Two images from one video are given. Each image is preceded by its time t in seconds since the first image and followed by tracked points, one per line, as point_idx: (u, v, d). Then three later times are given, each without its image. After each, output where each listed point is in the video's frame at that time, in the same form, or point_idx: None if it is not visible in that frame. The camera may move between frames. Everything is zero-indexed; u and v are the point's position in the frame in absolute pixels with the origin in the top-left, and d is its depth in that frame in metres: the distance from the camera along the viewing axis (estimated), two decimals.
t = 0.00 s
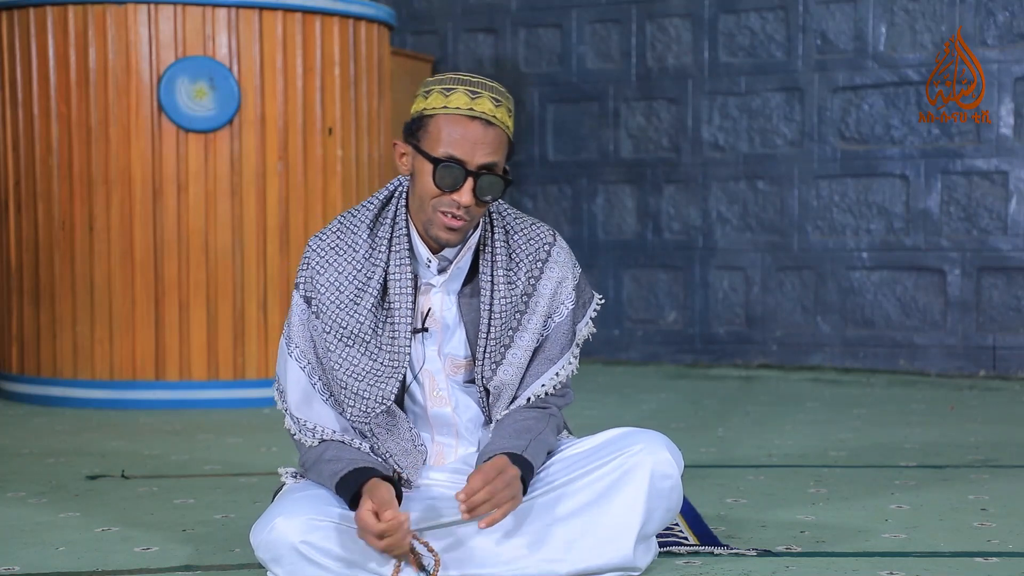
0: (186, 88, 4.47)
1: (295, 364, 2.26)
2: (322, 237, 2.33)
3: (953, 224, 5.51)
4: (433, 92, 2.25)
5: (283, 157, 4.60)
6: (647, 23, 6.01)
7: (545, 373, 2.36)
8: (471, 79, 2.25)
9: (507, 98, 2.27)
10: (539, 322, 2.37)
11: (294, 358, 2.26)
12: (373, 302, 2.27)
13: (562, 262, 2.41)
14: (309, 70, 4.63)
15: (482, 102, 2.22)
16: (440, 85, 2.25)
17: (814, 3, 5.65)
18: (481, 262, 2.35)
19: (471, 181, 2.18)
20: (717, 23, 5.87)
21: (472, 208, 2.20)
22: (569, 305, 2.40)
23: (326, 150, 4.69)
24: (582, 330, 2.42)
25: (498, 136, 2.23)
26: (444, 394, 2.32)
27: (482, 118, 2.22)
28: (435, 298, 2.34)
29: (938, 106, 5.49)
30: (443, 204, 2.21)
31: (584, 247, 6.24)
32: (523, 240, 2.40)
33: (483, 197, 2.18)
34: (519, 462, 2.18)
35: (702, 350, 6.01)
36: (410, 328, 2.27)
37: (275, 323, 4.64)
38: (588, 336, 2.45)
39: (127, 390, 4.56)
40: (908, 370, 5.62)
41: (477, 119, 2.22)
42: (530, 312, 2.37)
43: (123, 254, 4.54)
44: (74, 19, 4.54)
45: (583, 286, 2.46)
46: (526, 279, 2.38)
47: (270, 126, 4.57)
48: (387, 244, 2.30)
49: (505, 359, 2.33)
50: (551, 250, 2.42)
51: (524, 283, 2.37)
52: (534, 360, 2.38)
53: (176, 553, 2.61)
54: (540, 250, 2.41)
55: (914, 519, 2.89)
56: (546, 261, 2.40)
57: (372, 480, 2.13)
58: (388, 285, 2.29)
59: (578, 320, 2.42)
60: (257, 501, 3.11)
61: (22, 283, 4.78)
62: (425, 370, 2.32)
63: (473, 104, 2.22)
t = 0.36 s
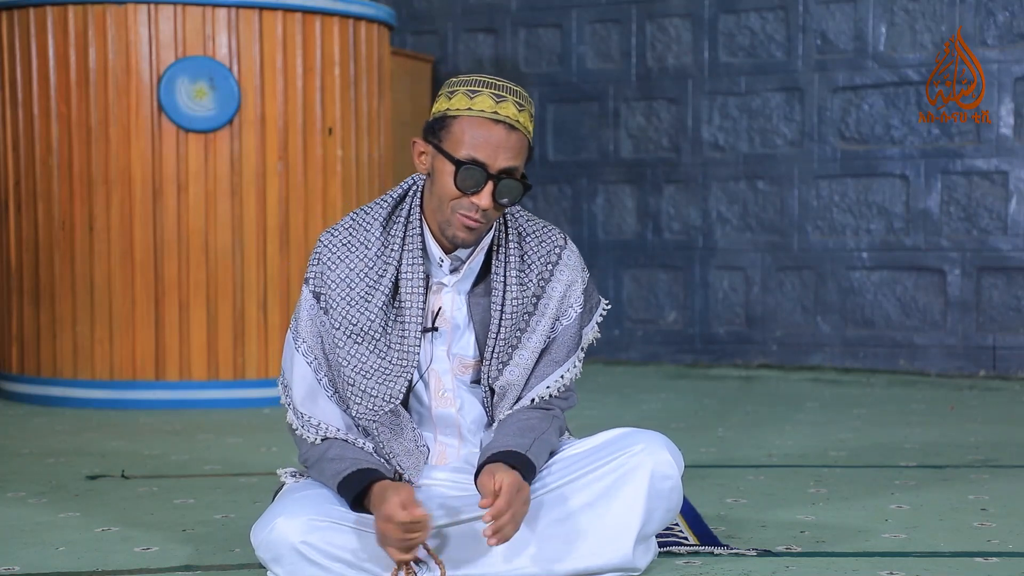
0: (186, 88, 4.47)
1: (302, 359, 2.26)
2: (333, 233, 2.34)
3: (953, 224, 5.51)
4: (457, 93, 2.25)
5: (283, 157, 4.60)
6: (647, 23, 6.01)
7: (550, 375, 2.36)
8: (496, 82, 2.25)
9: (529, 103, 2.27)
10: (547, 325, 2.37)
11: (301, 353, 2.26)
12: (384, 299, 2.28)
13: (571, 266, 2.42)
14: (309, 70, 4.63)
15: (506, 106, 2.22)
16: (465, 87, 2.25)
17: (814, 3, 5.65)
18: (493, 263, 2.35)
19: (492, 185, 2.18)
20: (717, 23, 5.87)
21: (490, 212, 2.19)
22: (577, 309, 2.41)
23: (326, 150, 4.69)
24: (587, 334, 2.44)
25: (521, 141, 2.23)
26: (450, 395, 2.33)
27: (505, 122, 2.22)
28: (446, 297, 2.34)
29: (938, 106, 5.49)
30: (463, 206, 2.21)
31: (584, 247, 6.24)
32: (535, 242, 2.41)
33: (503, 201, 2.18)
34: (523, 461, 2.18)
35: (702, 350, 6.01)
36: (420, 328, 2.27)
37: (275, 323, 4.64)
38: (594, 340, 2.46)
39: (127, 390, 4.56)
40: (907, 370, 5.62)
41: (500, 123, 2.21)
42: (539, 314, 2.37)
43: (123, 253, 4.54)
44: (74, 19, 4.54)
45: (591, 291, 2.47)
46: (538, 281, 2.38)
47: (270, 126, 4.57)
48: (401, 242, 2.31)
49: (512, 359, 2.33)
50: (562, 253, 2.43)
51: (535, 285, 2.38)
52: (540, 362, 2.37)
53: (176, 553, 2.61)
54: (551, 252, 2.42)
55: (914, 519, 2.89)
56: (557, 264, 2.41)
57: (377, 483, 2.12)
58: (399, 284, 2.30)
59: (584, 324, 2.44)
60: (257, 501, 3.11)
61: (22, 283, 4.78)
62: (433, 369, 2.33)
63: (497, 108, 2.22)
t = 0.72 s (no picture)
0: (186, 88, 4.47)
1: (293, 365, 2.27)
2: (317, 239, 2.33)
3: (952, 224, 5.51)
4: (423, 94, 2.25)
5: (283, 157, 4.60)
6: (647, 23, 6.02)
7: (543, 372, 2.36)
8: (461, 79, 2.24)
9: (497, 96, 2.26)
10: (536, 322, 2.36)
11: (292, 359, 2.27)
12: (369, 302, 2.27)
13: (558, 261, 2.40)
14: (309, 70, 4.63)
15: (472, 102, 2.21)
16: (430, 87, 2.25)
17: (814, 3, 5.66)
18: (476, 262, 2.35)
19: (463, 183, 2.18)
20: (717, 23, 5.87)
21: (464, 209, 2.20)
22: (566, 304, 2.39)
23: (326, 150, 4.69)
24: (579, 329, 2.42)
25: (489, 135, 2.22)
26: (443, 395, 2.32)
27: (472, 119, 2.21)
28: (431, 298, 2.34)
29: (937, 106, 5.49)
30: (436, 207, 2.21)
31: (585, 246, 6.24)
32: (519, 240, 2.40)
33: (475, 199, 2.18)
34: (516, 463, 2.18)
35: (702, 350, 6.01)
36: (405, 329, 2.27)
37: (274, 323, 4.64)
38: (587, 334, 2.45)
39: (126, 390, 4.57)
40: (908, 370, 5.62)
41: (467, 120, 2.21)
42: (526, 312, 2.36)
43: (123, 252, 4.54)
44: (74, 19, 4.54)
45: (580, 285, 2.46)
46: (523, 278, 2.37)
47: (270, 126, 4.57)
48: (383, 245, 2.30)
49: (503, 358, 2.33)
50: (548, 249, 2.41)
51: (520, 282, 2.37)
52: (532, 359, 2.37)
53: (176, 553, 2.61)
54: (536, 249, 2.40)
55: (914, 519, 2.89)
56: (543, 260, 2.39)
57: (376, 481, 2.13)
58: (383, 286, 2.29)
59: (574, 319, 2.42)
60: (257, 501, 3.11)
61: (22, 283, 4.78)
62: (422, 370, 2.32)
63: (462, 106, 2.21)
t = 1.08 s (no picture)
0: (186, 88, 4.47)
1: (294, 360, 2.27)
2: (319, 235, 2.34)
3: (953, 224, 5.51)
4: (428, 86, 2.26)
5: (283, 157, 4.60)
6: (647, 23, 6.01)
7: (543, 366, 2.36)
8: (467, 73, 2.26)
9: (502, 93, 2.28)
10: (535, 316, 2.36)
11: (293, 355, 2.27)
12: (370, 297, 2.28)
13: (557, 256, 2.42)
14: (309, 70, 4.63)
15: (476, 95, 2.23)
16: (435, 79, 2.26)
17: (814, 3, 5.65)
18: (475, 256, 2.35)
19: (465, 172, 2.19)
20: (717, 23, 5.87)
21: (465, 200, 2.20)
22: (565, 299, 2.40)
23: (326, 150, 4.69)
24: (578, 325, 2.43)
25: (493, 128, 2.23)
26: (442, 389, 2.32)
27: (476, 111, 2.22)
28: (431, 292, 2.34)
29: (938, 106, 5.49)
30: (437, 196, 2.21)
31: (585, 246, 6.24)
32: (518, 234, 2.41)
33: (476, 189, 2.18)
34: (519, 463, 2.18)
35: (702, 350, 6.01)
36: (407, 322, 2.26)
37: (274, 323, 4.64)
38: (585, 331, 2.45)
39: (127, 390, 4.57)
40: (908, 370, 5.62)
41: (471, 111, 2.22)
42: (526, 306, 2.36)
43: (124, 252, 4.54)
44: (74, 20, 4.54)
45: (579, 281, 2.46)
46: (522, 273, 2.38)
47: (270, 127, 4.57)
48: (384, 240, 2.31)
49: (503, 352, 2.33)
50: (546, 244, 2.42)
51: (519, 277, 2.37)
52: (532, 354, 2.37)
53: (176, 554, 2.61)
54: (535, 244, 2.41)
55: (914, 519, 2.89)
56: (542, 255, 2.40)
57: (373, 478, 2.14)
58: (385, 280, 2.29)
59: (573, 315, 2.43)
60: (257, 501, 3.11)
61: (22, 283, 4.78)
62: (422, 365, 2.32)
63: (466, 97, 2.22)
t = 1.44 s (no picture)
0: (186, 88, 4.47)
1: (301, 347, 2.26)
2: (337, 226, 2.33)
3: (953, 224, 5.51)
4: (470, 86, 2.25)
5: (283, 157, 4.59)
6: (647, 23, 6.01)
7: (551, 370, 2.37)
8: (508, 78, 2.26)
9: (540, 103, 2.28)
10: (548, 320, 2.37)
11: (300, 341, 2.26)
12: (387, 289, 2.28)
13: (573, 263, 2.42)
14: (309, 70, 4.63)
15: (518, 101, 2.22)
16: (478, 81, 2.25)
17: (814, 3, 5.66)
18: (494, 256, 2.35)
19: (500, 177, 2.19)
20: (717, 23, 5.87)
21: (496, 204, 2.20)
22: (578, 305, 2.41)
23: (326, 150, 4.68)
24: (589, 332, 2.43)
25: (531, 136, 2.23)
26: (451, 387, 2.32)
27: (517, 117, 2.22)
28: (448, 290, 2.34)
29: (938, 106, 5.49)
30: (469, 197, 2.21)
31: (584, 246, 6.24)
32: (537, 238, 2.41)
33: (510, 195, 2.18)
34: (517, 459, 2.18)
35: (702, 350, 6.01)
36: (421, 319, 2.27)
37: (274, 322, 4.64)
38: (595, 340, 2.45)
39: (127, 389, 4.57)
40: (908, 370, 5.62)
41: (512, 117, 2.22)
42: (539, 310, 2.37)
43: (124, 251, 4.54)
44: (74, 19, 4.54)
45: (592, 290, 2.47)
46: (539, 277, 2.38)
47: (270, 127, 4.57)
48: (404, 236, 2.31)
49: (513, 354, 2.34)
50: (563, 250, 2.43)
51: (536, 280, 2.38)
52: (541, 357, 2.38)
53: (177, 554, 2.61)
54: (552, 249, 2.42)
55: (914, 519, 2.89)
56: (558, 261, 2.41)
57: (359, 471, 2.14)
58: (402, 275, 2.29)
59: (585, 322, 2.43)
60: (258, 501, 3.11)
61: (22, 283, 4.78)
62: (432, 362, 2.32)
63: (509, 102, 2.22)
